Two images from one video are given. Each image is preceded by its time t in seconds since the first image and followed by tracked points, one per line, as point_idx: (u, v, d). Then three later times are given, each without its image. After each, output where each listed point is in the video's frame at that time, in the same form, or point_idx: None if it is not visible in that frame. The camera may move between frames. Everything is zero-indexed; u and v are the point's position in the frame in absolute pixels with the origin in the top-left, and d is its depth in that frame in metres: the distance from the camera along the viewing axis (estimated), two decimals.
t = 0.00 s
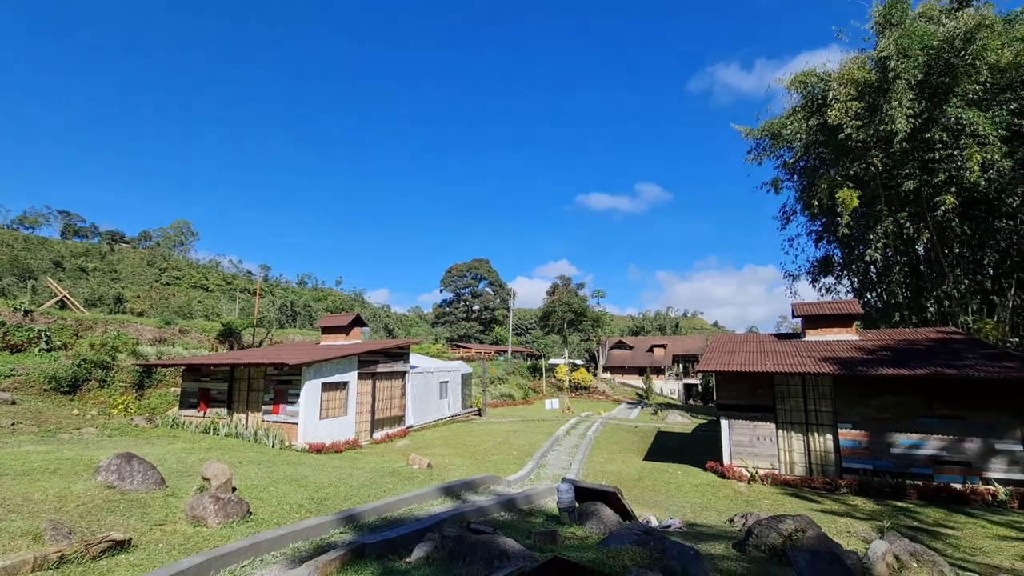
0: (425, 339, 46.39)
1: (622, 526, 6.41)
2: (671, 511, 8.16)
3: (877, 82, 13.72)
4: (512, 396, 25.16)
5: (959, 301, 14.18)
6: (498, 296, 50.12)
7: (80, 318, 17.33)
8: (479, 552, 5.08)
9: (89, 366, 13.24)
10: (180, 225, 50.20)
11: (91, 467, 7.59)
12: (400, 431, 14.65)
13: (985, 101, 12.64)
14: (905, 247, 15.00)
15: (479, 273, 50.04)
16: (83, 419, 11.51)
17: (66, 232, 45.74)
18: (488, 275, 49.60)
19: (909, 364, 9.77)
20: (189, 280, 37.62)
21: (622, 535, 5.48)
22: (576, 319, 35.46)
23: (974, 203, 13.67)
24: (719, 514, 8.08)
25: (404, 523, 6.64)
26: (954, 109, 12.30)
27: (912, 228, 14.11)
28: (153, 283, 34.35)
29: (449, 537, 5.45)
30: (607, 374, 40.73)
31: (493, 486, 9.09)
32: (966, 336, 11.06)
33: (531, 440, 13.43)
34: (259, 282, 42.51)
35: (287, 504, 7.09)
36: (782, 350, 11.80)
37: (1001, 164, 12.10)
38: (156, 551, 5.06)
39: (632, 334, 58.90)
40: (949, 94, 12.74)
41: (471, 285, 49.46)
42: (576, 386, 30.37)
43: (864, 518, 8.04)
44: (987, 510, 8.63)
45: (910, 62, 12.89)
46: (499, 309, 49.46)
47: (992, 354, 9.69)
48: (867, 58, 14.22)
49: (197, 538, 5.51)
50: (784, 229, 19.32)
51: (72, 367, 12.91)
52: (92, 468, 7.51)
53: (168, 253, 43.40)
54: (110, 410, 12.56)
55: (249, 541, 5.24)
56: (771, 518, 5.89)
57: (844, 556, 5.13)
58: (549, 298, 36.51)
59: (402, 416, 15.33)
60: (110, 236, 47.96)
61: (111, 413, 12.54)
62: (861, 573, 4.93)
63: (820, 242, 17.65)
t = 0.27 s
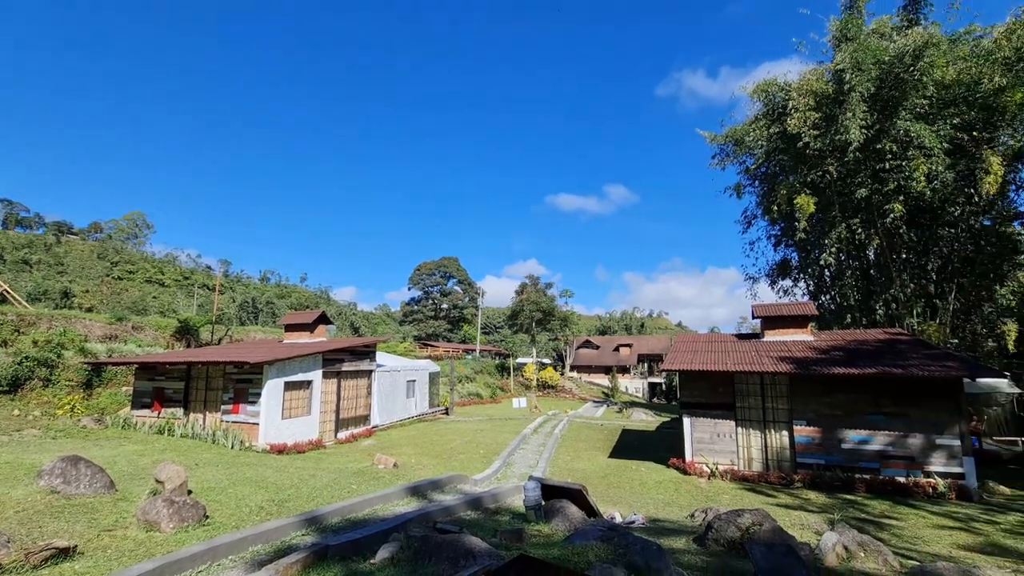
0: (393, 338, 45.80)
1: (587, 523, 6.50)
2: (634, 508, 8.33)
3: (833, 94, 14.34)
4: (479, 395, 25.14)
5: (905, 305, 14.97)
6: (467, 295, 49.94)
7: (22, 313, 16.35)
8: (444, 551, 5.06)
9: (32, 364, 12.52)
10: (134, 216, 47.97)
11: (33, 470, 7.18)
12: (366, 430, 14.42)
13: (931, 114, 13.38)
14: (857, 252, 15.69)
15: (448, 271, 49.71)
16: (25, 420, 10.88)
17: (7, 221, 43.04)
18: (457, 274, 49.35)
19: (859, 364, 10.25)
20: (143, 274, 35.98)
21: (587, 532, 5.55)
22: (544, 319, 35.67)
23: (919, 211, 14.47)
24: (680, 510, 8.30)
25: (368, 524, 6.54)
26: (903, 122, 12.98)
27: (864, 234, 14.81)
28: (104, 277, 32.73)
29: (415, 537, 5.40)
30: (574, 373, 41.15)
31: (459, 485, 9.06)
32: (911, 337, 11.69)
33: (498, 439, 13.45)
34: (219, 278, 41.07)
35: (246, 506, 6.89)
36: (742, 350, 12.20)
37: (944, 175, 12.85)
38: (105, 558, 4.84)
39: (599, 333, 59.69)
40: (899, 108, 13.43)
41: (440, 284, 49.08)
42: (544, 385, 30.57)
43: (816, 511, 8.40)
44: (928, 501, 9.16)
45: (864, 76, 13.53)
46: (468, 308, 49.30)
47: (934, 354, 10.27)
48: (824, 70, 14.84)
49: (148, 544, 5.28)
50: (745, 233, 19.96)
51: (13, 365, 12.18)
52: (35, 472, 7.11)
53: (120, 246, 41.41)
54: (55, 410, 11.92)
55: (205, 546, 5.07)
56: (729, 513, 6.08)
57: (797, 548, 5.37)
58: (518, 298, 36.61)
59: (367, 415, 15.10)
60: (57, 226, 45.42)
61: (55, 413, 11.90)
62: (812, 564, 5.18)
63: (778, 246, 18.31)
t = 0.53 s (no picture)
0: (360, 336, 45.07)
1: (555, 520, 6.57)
2: (601, 504, 8.47)
3: (793, 102, 14.89)
4: (448, 394, 25.02)
5: (857, 305, 15.77)
6: (436, 293, 49.55)
7: None
8: (412, 551, 5.03)
9: None
10: (84, 208, 45.60)
11: None
12: (332, 431, 14.16)
13: (883, 124, 14.06)
14: (813, 255, 16.36)
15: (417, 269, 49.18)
16: None
17: None
18: (426, 272, 48.91)
19: (814, 362, 10.70)
20: (94, 269, 34.26)
21: (555, 529, 5.62)
22: (514, 318, 35.75)
23: (872, 216, 15.16)
24: (645, 505, 8.49)
25: (334, 526, 6.44)
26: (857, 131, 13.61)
27: (820, 238, 15.45)
28: (51, 273, 31.01)
29: (382, 538, 5.35)
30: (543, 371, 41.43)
31: (428, 484, 9.02)
32: (862, 336, 12.28)
33: (467, 438, 13.43)
34: (177, 274, 39.49)
35: (206, 510, 6.67)
36: (705, 349, 12.55)
37: (894, 183, 13.53)
38: (51, 568, 4.60)
39: (567, 332, 60.25)
40: (854, 117, 14.05)
41: (409, 282, 48.47)
42: (513, 383, 30.65)
43: (773, 504, 8.73)
44: (876, 492, 9.65)
45: (822, 85, 14.10)
46: (437, 306, 48.94)
47: (883, 352, 10.81)
48: (785, 79, 15.39)
49: (99, 551, 5.06)
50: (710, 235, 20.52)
51: None
52: None
53: (69, 240, 39.27)
54: None
55: (161, 552, 4.89)
56: (692, 507, 6.26)
57: (755, 539, 5.57)
58: (487, 297, 36.56)
59: (333, 415, 14.83)
60: None
61: None
62: (769, 554, 5.38)
63: (740, 248, 18.91)
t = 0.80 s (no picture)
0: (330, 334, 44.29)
1: (526, 517, 6.62)
2: (571, 500, 8.57)
3: (760, 109, 15.34)
4: (420, 392, 24.83)
5: (818, 306, 16.36)
6: (408, 291, 49.06)
7: None
8: (383, 551, 5.00)
9: None
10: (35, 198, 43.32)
11: None
12: (300, 430, 13.89)
13: (844, 132, 14.64)
14: (778, 257, 16.85)
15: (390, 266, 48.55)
16: None
17: None
18: (399, 269, 48.35)
19: (777, 361, 11.06)
20: (47, 262, 32.61)
21: (526, 526, 5.67)
22: (487, 316, 35.70)
23: (833, 221, 15.73)
24: (615, 501, 8.63)
25: (302, 527, 6.33)
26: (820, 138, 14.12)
27: (784, 241, 15.96)
28: None
29: (352, 538, 5.29)
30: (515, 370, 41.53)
31: (399, 483, 8.95)
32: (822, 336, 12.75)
33: (439, 436, 13.36)
34: (137, 268, 37.95)
35: (167, 513, 6.47)
36: (674, 347, 12.83)
37: (854, 189, 14.11)
38: None
39: (540, 331, 60.56)
40: (817, 125, 14.58)
41: (381, 279, 47.81)
42: (485, 382, 30.63)
43: (738, 498, 9.00)
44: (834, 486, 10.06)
45: (787, 93, 14.57)
46: (409, 304, 48.45)
47: (842, 352, 11.27)
48: (752, 85, 15.84)
49: (52, 558, 4.85)
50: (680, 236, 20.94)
51: None
52: None
53: (18, 230, 37.22)
54: None
55: (119, 556, 4.72)
56: (660, 502, 6.41)
57: (720, 533, 5.74)
58: (461, 295, 36.41)
59: (302, 415, 14.54)
60: None
61: None
62: (733, 547, 5.56)
63: (709, 249, 19.36)
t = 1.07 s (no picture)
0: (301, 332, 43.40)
1: (499, 516, 6.65)
2: (544, 498, 8.63)
3: (731, 114, 15.68)
4: (394, 391, 24.58)
5: (784, 307, 16.79)
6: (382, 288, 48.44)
7: None
8: (353, 551, 4.94)
9: None
10: None
11: None
12: (269, 430, 13.59)
13: (810, 139, 15.08)
14: (747, 259, 17.25)
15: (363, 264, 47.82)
16: None
17: None
18: (372, 267, 47.69)
19: (745, 360, 11.36)
20: None
21: (499, 524, 5.69)
22: (461, 315, 35.56)
23: (799, 224, 16.20)
24: (587, 498, 8.73)
25: (270, 528, 6.21)
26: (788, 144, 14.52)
27: (753, 243, 16.37)
28: None
29: (321, 539, 5.22)
30: (490, 368, 41.51)
31: (370, 483, 8.85)
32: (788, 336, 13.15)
33: (412, 436, 13.26)
34: (96, 262, 36.38)
35: (127, 516, 6.25)
36: (646, 347, 13.03)
37: (820, 194, 14.58)
38: None
39: (515, 329, 60.67)
40: (785, 131, 15.00)
41: (354, 277, 47.06)
42: (460, 380, 30.51)
43: (705, 494, 9.22)
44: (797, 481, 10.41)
45: (757, 99, 14.94)
46: (383, 302, 47.87)
47: (806, 351, 11.65)
48: (724, 91, 16.18)
49: (2, 565, 4.63)
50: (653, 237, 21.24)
51: None
52: None
53: None
54: None
55: (75, 562, 4.54)
56: (630, 499, 6.52)
57: (688, 528, 5.88)
58: (435, 293, 36.15)
59: (271, 414, 14.22)
60: None
61: None
62: (700, 542, 5.70)
63: (680, 250, 19.71)
